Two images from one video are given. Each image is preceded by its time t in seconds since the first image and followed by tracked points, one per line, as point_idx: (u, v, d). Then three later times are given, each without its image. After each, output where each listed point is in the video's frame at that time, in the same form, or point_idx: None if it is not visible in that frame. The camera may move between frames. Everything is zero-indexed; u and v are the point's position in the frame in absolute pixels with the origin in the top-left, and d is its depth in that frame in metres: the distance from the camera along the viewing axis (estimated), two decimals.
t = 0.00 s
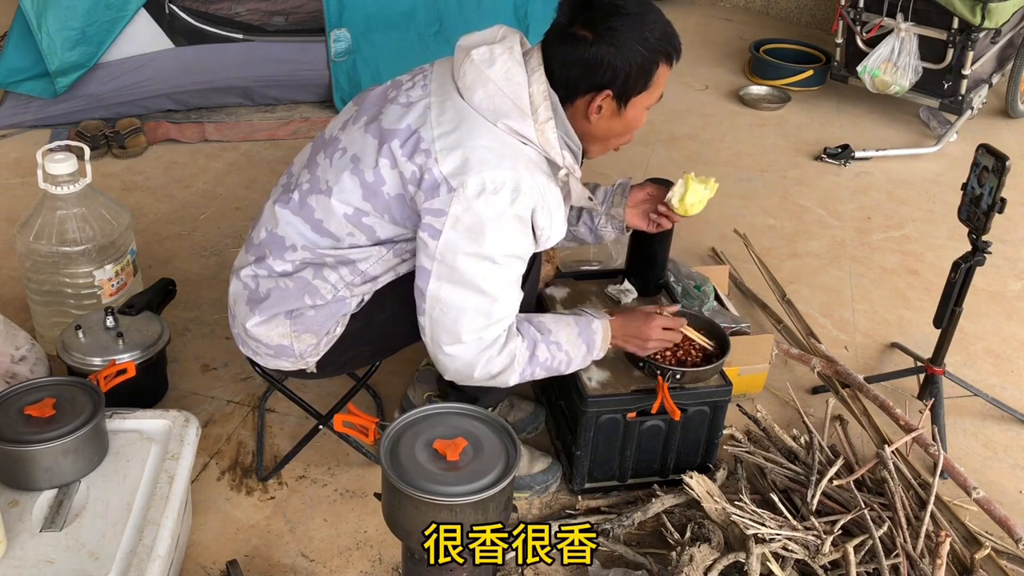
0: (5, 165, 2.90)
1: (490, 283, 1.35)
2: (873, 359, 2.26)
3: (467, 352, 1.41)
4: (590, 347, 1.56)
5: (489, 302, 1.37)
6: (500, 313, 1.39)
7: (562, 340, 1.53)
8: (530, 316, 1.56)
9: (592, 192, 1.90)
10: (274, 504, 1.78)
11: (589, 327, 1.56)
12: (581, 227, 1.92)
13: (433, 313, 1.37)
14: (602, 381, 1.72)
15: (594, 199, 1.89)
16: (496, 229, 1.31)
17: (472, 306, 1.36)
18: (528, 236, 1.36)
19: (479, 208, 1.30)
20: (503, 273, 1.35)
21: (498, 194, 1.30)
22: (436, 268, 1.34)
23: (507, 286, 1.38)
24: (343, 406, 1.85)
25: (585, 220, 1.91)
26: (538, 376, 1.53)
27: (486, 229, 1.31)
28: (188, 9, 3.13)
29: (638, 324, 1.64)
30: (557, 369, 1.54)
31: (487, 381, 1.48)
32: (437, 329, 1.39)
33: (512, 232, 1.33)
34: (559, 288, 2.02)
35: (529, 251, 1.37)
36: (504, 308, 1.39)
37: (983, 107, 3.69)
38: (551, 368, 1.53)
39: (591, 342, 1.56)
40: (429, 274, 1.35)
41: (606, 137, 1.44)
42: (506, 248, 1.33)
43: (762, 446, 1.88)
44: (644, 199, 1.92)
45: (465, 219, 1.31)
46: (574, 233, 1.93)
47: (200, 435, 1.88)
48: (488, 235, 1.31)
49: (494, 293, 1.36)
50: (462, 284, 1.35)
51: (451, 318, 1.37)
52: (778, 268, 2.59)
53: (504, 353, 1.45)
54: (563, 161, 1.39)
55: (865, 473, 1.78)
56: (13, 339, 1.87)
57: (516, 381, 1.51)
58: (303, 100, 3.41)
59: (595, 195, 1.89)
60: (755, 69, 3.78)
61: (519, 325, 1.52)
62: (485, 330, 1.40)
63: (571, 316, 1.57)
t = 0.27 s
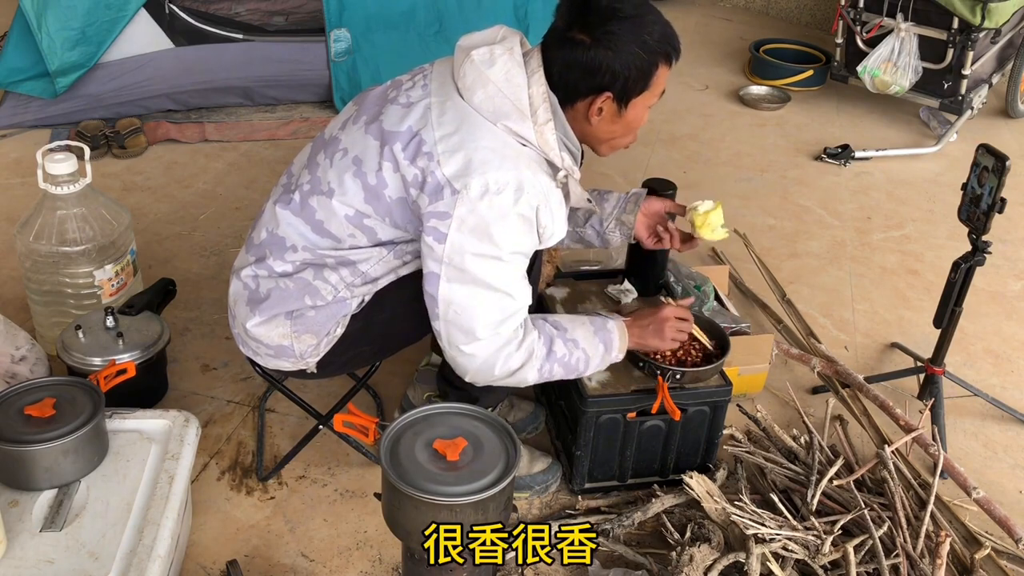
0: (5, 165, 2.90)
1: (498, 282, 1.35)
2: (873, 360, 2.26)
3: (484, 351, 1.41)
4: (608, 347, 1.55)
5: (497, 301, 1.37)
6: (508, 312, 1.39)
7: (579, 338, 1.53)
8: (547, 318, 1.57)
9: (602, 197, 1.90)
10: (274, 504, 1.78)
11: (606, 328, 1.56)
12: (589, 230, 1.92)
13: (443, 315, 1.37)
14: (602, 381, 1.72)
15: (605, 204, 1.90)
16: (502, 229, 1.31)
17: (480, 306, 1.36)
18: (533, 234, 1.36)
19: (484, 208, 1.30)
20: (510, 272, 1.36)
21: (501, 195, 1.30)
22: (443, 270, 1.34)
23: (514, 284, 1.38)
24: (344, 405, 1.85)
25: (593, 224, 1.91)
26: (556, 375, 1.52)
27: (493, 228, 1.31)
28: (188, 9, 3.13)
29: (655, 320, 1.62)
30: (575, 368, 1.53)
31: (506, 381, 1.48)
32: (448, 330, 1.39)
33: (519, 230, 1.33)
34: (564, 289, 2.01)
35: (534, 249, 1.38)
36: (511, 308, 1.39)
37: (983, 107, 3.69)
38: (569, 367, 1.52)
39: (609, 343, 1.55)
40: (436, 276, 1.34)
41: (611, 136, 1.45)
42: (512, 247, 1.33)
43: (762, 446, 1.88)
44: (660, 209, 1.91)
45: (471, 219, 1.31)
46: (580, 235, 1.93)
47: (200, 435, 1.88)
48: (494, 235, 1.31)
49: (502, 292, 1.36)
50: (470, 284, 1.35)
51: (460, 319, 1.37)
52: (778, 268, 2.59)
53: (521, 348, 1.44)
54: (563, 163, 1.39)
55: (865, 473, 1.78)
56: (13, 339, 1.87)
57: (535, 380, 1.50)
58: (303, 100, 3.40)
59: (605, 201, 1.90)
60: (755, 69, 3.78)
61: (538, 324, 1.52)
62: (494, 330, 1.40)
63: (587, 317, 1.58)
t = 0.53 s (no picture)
0: (5, 165, 2.90)
1: (493, 284, 1.35)
2: (872, 359, 2.26)
3: (474, 352, 1.41)
4: (600, 329, 1.55)
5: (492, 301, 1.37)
6: (503, 312, 1.40)
7: (569, 326, 1.53)
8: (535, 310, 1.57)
9: (613, 199, 1.91)
10: (274, 504, 1.78)
11: (595, 309, 1.55)
12: (598, 231, 1.92)
13: (437, 316, 1.37)
14: (602, 381, 1.72)
15: (615, 205, 1.91)
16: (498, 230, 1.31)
17: (474, 307, 1.36)
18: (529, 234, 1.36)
19: (481, 209, 1.30)
20: (504, 273, 1.36)
21: (497, 195, 1.30)
22: (439, 271, 1.34)
23: (509, 285, 1.38)
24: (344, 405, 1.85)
25: (602, 225, 1.91)
26: (551, 366, 1.52)
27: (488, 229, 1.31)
28: (188, 9, 3.13)
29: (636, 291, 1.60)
30: (569, 356, 1.54)
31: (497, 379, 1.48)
32: (441, 331, 1.39)
33: (515, 231, 1.33)
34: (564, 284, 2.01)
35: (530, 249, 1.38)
36: (506, 307, 1.39)
37: (983, 107, 3.69)
38: (563, 356, 1.53)
39: (601, 323, 1.54)
40: (431, 277, 1.35)
41: (611, 140, 1.45)
42: (508, 248, 1.33)
43: (762, 446, 1.88)
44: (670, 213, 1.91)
45: (466, 220, 1.31)
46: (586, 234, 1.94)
47: (200, 435, 1.88)
48: (489, 235, 1.31)
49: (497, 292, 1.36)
50: (464, 285, 1.35)
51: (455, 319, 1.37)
52: (778, 268, 2.59)
53: (507, 347, 1.44)
54: (561, 163, 1.38)
55: (865, 473, 1.78)
56: (13, 339, 1.87)
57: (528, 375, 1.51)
58: (303, 100, 3.40)
59: (616, 204, 1.90)
60: (755, 69, 3.78)
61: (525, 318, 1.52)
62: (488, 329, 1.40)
63: (575, 302, 1.57)
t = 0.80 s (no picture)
0: (5, 165, 2.90)
1: (490, 284, 1.36)
2: (872, 359, 2.26)
3: (471, 351, 1.42)
4: (595, 309, 1.55)
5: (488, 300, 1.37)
6: (500, 310, 1.39)
7: (562, 311, 1.53)
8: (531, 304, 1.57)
9: (613, 204, 1.90)
10: (274, 504, 1.78)
11: (588, 289, 1.55)
12: (597, 235, 1.92)
13: (433, 314, 1.37)
14: (602, 380, 1.72)
15: (615, 211, 1.90)
16: (494, 229, 1.31)
17: (470, 304, 1.36)
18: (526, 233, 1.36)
19: (477, 208, 1.30)
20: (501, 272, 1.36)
21: (493, 193, 1.30)
22: (435, 270, 1.34)
23: (506, 284, 1.38)
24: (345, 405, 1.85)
25: (601, 229, 1.91)
26: (551, 353, 1.52)
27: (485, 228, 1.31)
28: (188, 9, 3.12)
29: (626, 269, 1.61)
30: (569, 340, 1.53)
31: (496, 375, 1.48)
32: (438, 329, 1.39)
33: (512, 231, 1.33)
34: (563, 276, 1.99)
35: (527, 247, 1.38)
36: (503, 305, 1.39)
37: (983, 107, 3.69)
38: (563, 342, 1.52)
39: (595, 303, 1.55)
40: (428, 275, 1.34)
41: (611, 138, 1.44)
42: (505, 247, 1.33)
43: (762, 446, 1.88)
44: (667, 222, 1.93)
45: (463, 219, 1.31)
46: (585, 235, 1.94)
47: (200, 435, 1.88)
48: (485, 233, 1.31)
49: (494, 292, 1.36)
50: (460, 283, 1.35)
51: (451, 316, 1.37)
52: (778, 268, 2.59)
53: (503, 342, 1.44)
54: (559, 161, 1.38)
55: (865, 473, 1.78)
56: (13, 339, 1.87)
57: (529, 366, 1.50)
58: (303, 100, 3.41)
59: (616, 208, 1.90)
60: (755, 69, 3.78)
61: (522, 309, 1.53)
62: (484, 327, 1.40)
63: (568, 288, 1.57)
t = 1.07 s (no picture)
0: (5, 165, 2.90)
1: (481, 283, 1.35)
2: (872, 359, 2.26)
3: (457, 346, 1.41)
4: (585, 306, 1.54)
5: (479, 298, 1.36)
6: (492, 308, 1.39)
7: (550, 308, 1.52)
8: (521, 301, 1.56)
9: (610, 220, 1.90)
10: (274, 504, 1.78)
11: (577, 286, 1.54)
12: (592, 249, 1.93)
13: (424, 312, 1.37)
14: (602, 380, 1.72)
15: (611, 227, 1.90)
16: (484, 227, 1.31)
17: (460, 303, 1.36)
18: (518, 231, 1.36)
19: (467, 205, 1.30)
20: (492, 271, 1.35)
21: (484, 191, 1.31)
22: (425, 267, 1.33)
23: (496, 283, 1.37)
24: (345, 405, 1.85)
25: (596, 244, 1.91)
26: (539, 351, 1.50)
27: (475, 226, 1.31)
28: (188, 9, 3.12)
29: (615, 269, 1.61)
30: (557, 339, 1.52)
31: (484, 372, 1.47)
32: (429, 327, 1.39)
33: (502, 229, 1.33)
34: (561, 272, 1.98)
35: (519, 245, 1.38)
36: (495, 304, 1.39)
37: (983, 107, 3.69)
38: (551, 340, 1.51)
39: (584, 301, 1.54)
40: (418, 273, 1.35)
41: (601, 134, 1.44)
42: (495, 246, 1.33)
43: (762, 446, 1.88)
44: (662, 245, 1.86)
45: (453, 217, 1.31)
46: (580, 246, 1.94)
47: (200, 435, 1.88)
48: (475, 231, 1.31)
49: (485, 291, 1.36)
50: (451, 283, 1.34)
51: (441, 314, 1.37)
52: (778, 268, 2.59)
53: (489, 338, 1.43)
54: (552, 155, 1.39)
55: (864, 473, 1.78)
56: (13, 339, 1.87)
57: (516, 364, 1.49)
58: (303, 100, 3.41)
59: (614, 225, 1.90)
60: (755, 69, 3.78)
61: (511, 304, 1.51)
62: (475, 325, 1.40)
63: (558, 286, 1.56)
